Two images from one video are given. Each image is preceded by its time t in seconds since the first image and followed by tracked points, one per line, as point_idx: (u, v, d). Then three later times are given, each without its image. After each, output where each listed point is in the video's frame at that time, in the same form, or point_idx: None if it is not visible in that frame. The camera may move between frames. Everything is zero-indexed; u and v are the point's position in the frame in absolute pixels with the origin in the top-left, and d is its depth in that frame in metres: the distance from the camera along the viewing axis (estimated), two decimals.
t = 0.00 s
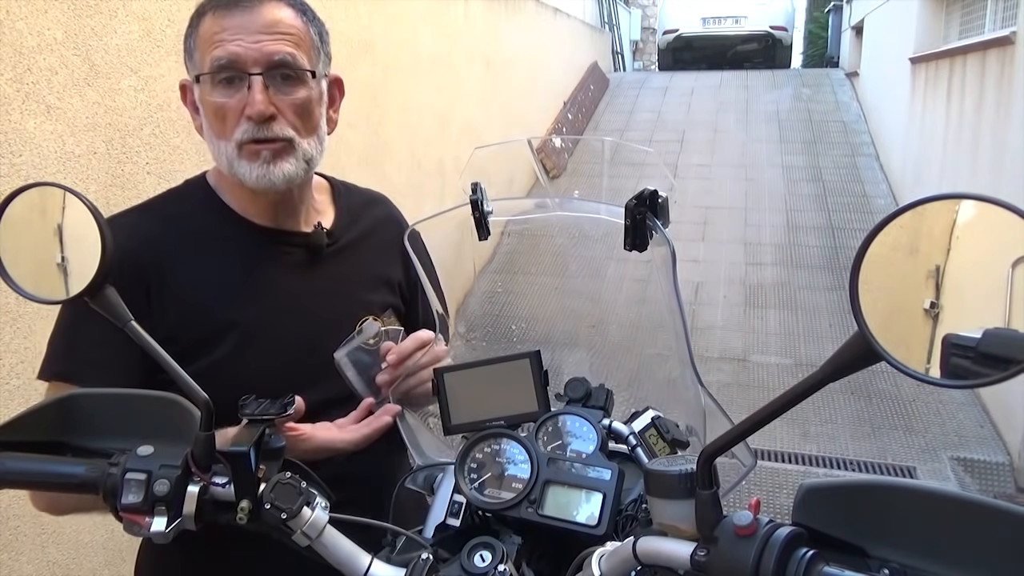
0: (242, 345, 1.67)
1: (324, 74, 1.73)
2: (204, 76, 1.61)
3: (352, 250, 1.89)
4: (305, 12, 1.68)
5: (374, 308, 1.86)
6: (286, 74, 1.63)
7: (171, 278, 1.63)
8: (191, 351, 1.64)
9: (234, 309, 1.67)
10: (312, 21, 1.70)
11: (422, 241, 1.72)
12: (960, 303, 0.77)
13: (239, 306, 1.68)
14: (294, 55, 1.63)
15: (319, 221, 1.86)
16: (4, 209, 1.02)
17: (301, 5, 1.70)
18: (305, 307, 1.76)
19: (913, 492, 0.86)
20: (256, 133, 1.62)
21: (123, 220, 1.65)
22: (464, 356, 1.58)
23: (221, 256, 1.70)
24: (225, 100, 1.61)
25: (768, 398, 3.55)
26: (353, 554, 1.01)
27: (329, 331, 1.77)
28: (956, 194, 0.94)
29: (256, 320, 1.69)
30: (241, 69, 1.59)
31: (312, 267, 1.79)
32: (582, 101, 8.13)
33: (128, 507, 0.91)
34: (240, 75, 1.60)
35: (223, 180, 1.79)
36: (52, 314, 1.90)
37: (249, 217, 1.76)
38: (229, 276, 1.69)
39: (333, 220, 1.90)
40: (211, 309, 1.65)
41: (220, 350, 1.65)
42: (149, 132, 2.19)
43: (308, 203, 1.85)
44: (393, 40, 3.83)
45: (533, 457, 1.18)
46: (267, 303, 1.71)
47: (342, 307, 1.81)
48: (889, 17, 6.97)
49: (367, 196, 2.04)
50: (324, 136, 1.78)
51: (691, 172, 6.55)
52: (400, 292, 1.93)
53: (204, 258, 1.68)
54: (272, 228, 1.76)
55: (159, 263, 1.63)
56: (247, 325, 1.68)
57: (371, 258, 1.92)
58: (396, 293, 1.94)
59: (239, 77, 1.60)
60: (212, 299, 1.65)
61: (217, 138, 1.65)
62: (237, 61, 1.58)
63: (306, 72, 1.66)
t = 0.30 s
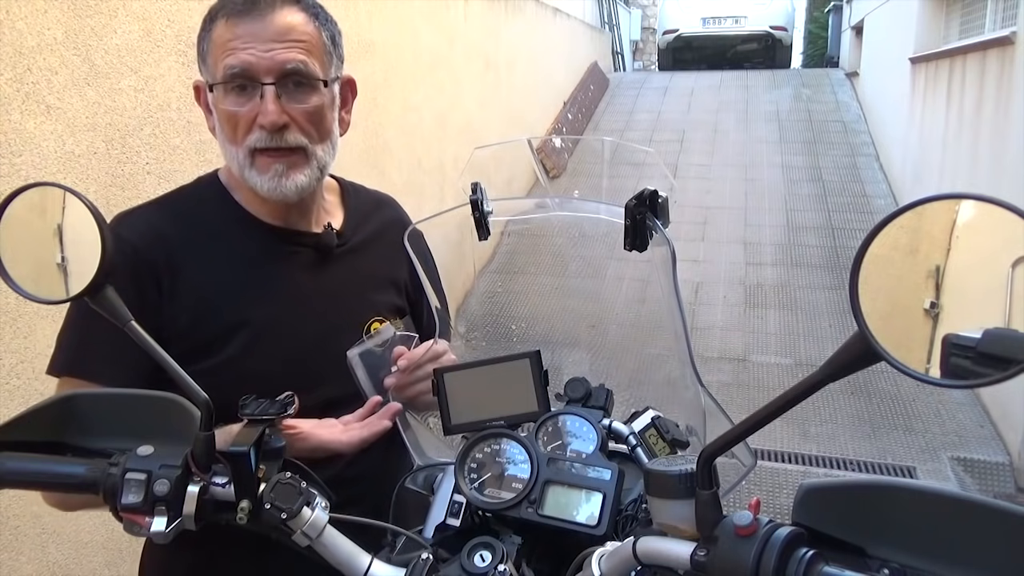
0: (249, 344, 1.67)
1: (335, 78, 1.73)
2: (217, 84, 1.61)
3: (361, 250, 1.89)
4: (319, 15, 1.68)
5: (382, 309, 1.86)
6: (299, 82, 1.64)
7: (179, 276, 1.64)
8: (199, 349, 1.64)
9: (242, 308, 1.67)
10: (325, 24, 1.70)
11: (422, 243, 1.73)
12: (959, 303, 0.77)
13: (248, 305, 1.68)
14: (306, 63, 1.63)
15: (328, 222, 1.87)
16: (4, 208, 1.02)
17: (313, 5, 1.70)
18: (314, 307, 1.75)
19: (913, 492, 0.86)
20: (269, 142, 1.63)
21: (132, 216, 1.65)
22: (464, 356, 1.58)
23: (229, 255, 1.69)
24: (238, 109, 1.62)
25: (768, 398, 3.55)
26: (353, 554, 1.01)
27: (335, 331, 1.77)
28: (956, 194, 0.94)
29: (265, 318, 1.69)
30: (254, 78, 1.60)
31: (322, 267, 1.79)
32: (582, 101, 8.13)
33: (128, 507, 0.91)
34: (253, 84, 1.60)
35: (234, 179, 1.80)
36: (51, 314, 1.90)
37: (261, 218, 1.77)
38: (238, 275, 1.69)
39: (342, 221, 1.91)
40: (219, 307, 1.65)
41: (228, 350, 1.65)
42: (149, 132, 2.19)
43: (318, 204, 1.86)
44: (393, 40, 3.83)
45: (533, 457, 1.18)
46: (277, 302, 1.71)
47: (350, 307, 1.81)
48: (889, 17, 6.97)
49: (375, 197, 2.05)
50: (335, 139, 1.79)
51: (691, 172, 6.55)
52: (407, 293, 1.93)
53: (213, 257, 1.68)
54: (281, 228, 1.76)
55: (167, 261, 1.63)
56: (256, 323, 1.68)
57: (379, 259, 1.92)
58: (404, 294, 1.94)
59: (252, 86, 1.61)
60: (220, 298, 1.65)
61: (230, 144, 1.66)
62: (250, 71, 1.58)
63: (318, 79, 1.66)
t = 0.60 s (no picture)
0: (256, 342, 1.67)
1: (348, 77, 1.75)
2: (232, 81, 1.63)
3: (367, 250, 1.90)
4: (332, 17, 1.70)
5: (387, 309, 1.86)
6: (313, 80, 1.65)
7: (186, 273, 1.63)
8: (206, 346, 1.64)
9: (250, 305, 1.67)
10: (338, 25, 1.71)
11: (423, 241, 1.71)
12: (960, 304, 0.77)
13: (256, 302, 1.68)
14: (321, 61, 1.65)
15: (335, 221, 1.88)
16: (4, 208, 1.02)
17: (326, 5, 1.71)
18: (321, 306, 1.76)
19: (912, 492, 0.86)
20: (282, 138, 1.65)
21: (140, 215, 1.66)
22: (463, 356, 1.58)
23: (237, 253, 1.70)
24: (253, 105, 1.64)
25: (768, 399, 3.55)
26: (353, 554, 1.01)
27: (339, 330, 1.77)
28: (955, 193, 0.94)
29: (272, 316, 1.69)
30: (269, 75, 1.62)
31: (329, 265, 1.80)
32: (582, 101, 8.12)
33: (128, 507, 0.91)
34: (268, 81, 1.63)
35: (243, 176, 1.81)
36: (51, 314, 1.90)
37: (269, 215, 1.77)
38: (247, 272, 1.69)
39: (348, 221, 1.92)
40: (227, 304, 1.65)
41: (235, 347, 1.65)
42: (149, 132, 2.19)
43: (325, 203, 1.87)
44: (393, 40, 3.83)
45: (533, 457, 1.18)
46: (284, 300, 1.71)
47: (356, 307, 1.81)
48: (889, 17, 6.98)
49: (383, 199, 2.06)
50: (346, 138, 1.81)
51: (691, 172, 6.55)
52: (412, 294, 1.93)
53: (221, 254, 1.68)
54: (290, 225, 1.77)
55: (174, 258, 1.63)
56: (263, 321, 1.68)
57: (385, 259, 1.92)
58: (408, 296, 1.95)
59: (267, 82, 1.63)
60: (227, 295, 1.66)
61: (243, 141, 1.68)
62: (265, 67, 1.61)
63: (332, 78, 1.68)
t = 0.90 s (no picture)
0: (258, 340, 1.67)
1: (359, 83, 1.76)
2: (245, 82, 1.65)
3: (370, 250, 1.91)
4: (346, 23, 1.72)
5: (390, 307, 1.86)
6: (324, 86, 1.67)
7: (190, 272, 1.65)
8: (210, 345, 1.65)
9: (254, 303, 1.68)
10: (351, 32, 1.73)
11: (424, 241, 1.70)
12: (960, 304, 0.76)
13: (259, 300, 1.69)
14: (333, 68, 1.67)
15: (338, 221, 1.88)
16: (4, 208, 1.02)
17: (342, 12, 1.74)
18: (324, 305, 1.76)
19: (912, 492, 0.86)
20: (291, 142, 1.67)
21: (145, 214, 1.67)
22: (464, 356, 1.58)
23: (242, 253, 1.71)
24: (263, 108, 1.66)
25: (768, 399, 3.55)
26: (353, 553, 1.01)
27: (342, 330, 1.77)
28: (955, 193, 0.94)
29: (275, 315, 1.70)
30: (282, 79, 1.63)
31: (331, 265, 1.81)
32: (582, 101, 8.12)
33: (128, 507, 0.91)
34: (280, 85, 1.64)
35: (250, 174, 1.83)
36: (51, 315, 1.90)
37: (274, 216, 1.79)
38: (250, 272, 1.70)
39: (351, 221, 1.93)
40: (229, 303, 1.66)
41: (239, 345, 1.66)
42: (149, 132, 2.19)
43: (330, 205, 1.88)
44: (393, 40, 3.83)
45: (533, 457, 1.18)
46: (287, 299, 1.72)
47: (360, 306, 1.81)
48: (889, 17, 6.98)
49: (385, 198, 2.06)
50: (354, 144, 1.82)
51: (691, 172, 6.55)
52: (417, 292, 1.93)
53: (226, 254, 1.70)
54: (294, 226, 1.78)
55: (179, 257, 1.64)
56: (265, 320, 1.68)
57: (386, 259, 1.93)
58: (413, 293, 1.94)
59: (278, 86, 1.64)
60: (230, 294, 1.67)
61: (251, 141, 1.70)
62: (278, 71, 1.62)
63: (343, 85, 1.70)
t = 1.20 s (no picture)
0: (263, 338, 1.69)
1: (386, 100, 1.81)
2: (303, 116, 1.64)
3: (371, 249, 1.92)
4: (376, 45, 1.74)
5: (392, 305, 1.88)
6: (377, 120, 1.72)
7: (197, 271, 1.66)
8: (214, 342, 1.66)
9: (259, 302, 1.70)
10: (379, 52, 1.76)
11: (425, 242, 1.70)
12: (960, 304, 0.76)
13: (264, 299, 1.71)
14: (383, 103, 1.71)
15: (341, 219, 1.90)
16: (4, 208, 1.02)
17: (358, 19, 1.74)
18: (326, 303, 1.78)
19: (911, 492, 0.86)
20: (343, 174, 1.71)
21: (148, 215, 1.67)
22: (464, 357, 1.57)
23: (247, 252, 1.72)
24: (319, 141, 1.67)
25: (768, 398, 3.55)
26: (352, 553, 1.01)
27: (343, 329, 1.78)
28: (955, 194, 0.94)
29: (279, 313, 1.71)
30: (343, 115, 1.65)
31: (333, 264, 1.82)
32: (581, 101, 8.12)
33: (128, 507, 0.91)
34: (340, 122, 1.65)
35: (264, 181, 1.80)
36: (51, 315, 1.90)
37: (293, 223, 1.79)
38: (256, 271, 1.72)
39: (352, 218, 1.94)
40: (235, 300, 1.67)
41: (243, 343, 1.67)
42: (149, 132, 2.19)
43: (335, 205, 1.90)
44: (393, 40, 3.83)
45: (533, 457, 1.18)
46: (291, 298, 1.74)
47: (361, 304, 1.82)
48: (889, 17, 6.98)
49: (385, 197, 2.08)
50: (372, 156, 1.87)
51: (691, 172, 6.55)
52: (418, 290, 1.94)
53: (232, 253, 1.71)
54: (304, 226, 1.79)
55: (185, 256, 1.65)
56: (271, 316, 1.70)
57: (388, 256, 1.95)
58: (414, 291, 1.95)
59: (338, 123, 1.66)
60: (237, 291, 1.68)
61: (296, 168, 1.70)
62: (342, 111, 1.64)
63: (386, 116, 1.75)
